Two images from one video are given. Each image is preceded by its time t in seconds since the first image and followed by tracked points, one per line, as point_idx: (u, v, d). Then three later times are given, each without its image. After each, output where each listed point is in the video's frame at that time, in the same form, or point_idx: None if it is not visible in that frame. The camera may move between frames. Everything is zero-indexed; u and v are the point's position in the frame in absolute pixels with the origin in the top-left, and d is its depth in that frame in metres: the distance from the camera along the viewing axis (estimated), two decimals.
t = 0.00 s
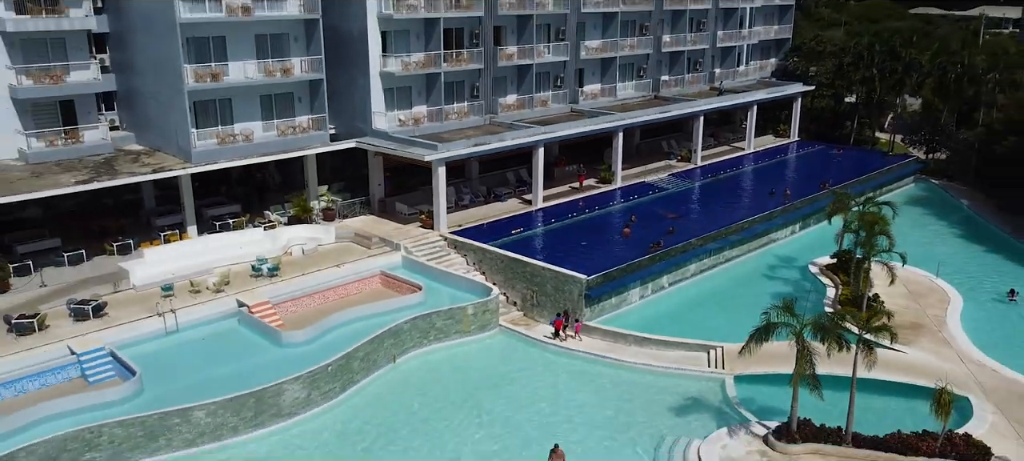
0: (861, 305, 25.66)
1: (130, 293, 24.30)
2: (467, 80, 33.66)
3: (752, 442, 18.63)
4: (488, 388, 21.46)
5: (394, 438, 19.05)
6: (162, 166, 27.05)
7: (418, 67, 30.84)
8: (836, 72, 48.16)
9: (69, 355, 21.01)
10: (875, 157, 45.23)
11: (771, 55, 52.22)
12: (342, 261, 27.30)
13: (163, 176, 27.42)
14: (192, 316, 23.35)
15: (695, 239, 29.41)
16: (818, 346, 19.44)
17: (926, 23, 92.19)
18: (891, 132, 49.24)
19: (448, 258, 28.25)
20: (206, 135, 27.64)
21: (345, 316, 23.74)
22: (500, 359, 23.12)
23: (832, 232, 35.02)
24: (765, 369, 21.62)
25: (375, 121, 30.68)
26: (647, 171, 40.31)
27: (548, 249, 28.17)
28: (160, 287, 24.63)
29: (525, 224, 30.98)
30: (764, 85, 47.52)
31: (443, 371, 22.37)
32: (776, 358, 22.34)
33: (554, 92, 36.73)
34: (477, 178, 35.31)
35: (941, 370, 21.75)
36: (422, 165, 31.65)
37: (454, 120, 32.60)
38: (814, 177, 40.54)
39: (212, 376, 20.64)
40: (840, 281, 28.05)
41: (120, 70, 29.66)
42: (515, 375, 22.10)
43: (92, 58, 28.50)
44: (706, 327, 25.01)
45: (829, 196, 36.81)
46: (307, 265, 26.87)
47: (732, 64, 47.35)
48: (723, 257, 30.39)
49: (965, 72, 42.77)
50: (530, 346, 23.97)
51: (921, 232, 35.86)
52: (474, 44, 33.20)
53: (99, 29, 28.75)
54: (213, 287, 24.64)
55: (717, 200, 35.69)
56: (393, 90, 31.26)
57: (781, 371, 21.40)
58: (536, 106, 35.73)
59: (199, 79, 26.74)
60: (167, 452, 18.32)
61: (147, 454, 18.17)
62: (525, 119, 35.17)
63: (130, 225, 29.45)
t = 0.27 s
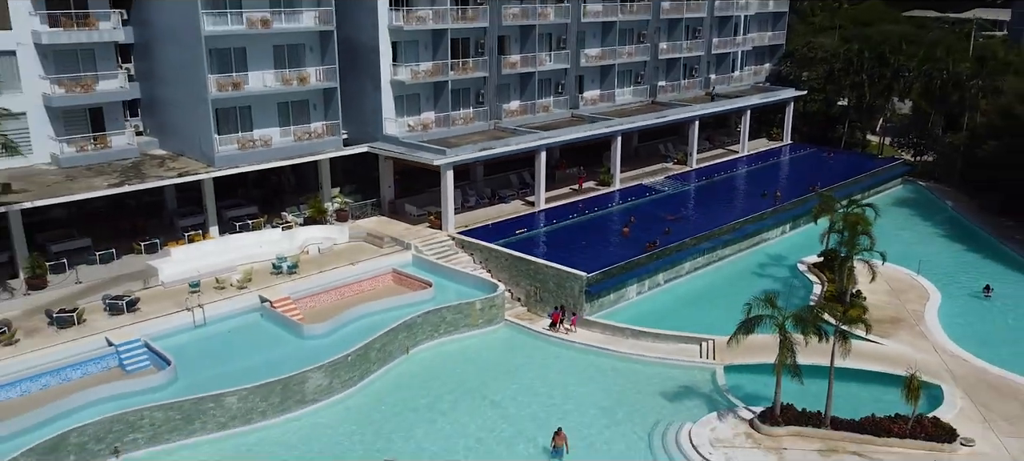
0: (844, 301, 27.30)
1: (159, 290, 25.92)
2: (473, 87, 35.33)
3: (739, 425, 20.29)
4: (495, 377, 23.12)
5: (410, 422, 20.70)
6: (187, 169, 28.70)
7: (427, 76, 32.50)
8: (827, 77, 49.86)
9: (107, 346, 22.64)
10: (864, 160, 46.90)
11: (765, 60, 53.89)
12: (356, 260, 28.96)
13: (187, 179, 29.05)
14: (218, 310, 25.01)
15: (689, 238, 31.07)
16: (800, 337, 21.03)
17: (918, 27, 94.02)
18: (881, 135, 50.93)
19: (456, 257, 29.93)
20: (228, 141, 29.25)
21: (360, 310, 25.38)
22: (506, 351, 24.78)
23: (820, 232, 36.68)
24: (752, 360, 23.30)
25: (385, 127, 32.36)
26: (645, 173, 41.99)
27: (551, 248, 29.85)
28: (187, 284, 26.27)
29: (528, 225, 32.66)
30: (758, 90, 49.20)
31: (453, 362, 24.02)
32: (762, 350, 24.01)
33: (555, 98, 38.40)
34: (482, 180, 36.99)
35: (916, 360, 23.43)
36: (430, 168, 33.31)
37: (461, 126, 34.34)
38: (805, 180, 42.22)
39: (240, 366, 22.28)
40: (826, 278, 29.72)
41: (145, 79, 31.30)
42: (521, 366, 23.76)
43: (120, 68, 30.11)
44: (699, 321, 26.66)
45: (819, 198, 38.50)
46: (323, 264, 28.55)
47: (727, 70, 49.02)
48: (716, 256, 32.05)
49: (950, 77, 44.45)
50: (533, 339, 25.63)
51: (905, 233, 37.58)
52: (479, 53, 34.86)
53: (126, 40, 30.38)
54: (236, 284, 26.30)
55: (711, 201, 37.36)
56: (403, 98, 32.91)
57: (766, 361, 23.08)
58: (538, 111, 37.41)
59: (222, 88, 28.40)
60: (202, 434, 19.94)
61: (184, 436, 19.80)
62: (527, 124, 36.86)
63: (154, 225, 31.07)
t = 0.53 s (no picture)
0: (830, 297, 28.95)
1: (185, 286, 27.53)
2: (478, 94, 36.99)
3: (728, 410, 21.96)
4: (502, 367, 24.79)
5: (424, 408, 22.34)
6: (209, 173, 30.33)
7: (435, 83, 34.16)
8: (820, 82, 51.56)
9: (140, 338, 24.27)
10: (854, 162, 48.57)
11: (759, 65, 55.54)
12: (369, 258, 30.62)
13: (209, 182, 30.68)
14: (242, 305, 26.66)
15: (684, 238, 32.71)
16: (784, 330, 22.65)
17: (911, 31, 95.85)
18: (871, 137, 52.62)
19: (463, 256, 31.58)
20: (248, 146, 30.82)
21: (375, 305, 27.02)
22: (511, 343, 26.43)
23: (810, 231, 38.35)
24: (741, 351, 24.95)
25: (396, 132, 34.03)
26: (643, 176, 43.66)
27: (553, 247, 31.51)
28: (211, 281, 27.89)
29: (531, 225, 34.31)
30: (752, 95, 50.86)
31: (462, 354, 25.67)
32: (751, 342, 25.66)
33: (557, 103, 40.07)
34: (487, 182, 38.64)
35: (894, 352, 25.10)
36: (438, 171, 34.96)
37: (467, 130, 36.05)
38: (796, 181, 43.90)
39: (265, 357, 23.90)
40: (813, 276, 31.37)
41: (167, 86, 32.93)
42: (526, 357, 25.40)
43: (145, 76, 31.70)
44: (693, 316, 28.31)
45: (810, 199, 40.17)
46: (338, 262, 30.20)
47: (722, 75, 50.69)
48: (709, 255, 33.71)
49: (937, 82, 46.13)
50: (537, 332, 27.28)
51: (892, 233, 39.25)
52: (484, 61, 36.50)
53: (150, 50, 32.01)
54: (257, 281, 27.96)
55: (706, 202, 39.02)
56: (412, 104, 34.57)
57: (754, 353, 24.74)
58: (540, 116, 39.07)
59: (242, 95, 30.06)
60: (232, 419, 21.56)
61: (215, 420, 21.43)
62: (530, 129, 38.52)
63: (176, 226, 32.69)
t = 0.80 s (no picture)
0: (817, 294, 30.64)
1: (209, 283, 29.21)
2: (483, 99, 38.67)
3: (719, 397, 23.65)
4: (508, 359, 26.47)
5: (436, 396, 24.03)
6: (229, 176, 31.99)
7: (442, 90, 35.85)
8: (812, 86, 53.25)
9: (170, 332, 25.94)
10: (846, 164, 50.26)
11: (754, 69, 57.24)
12: (381, 257, 32.30)
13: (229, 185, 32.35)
14: (263, 301, 28.34)
15: (679, 237, 34.39)
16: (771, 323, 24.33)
17: (905, 35, 97.77)
18: (863, 140, 54.32)
19: (470, 254, 33.26)
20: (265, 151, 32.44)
21: (387, 301, 28.69)
22: (516, 337, 28.12)
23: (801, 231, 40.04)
24: (731, 344, 26.64)
25: (405, 137, 35.72)
26: (641, 177, 45.35)
27: (555, 246, 33.19)
28: (233, 278, 29.57)
29: (534, 225, 36.00)
30: (747, 99, 52.55)
31: (470, 346, 27.35)
32: (741, 336, 27.35)
33: (558, 109, 41.77)
34: (491, 184, 40.33)
35: (875, 344, 26.79)
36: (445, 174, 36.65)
37: (472, 134, 37.77)
38: (788, 183, 45.60)
39: (286, 348, 25.55)
40: (802, 273, 33.07)
41: (188, 93, 34.60)
42: (530, 349, 27.08)
43: (167, 84, 33.38)
44: (687, 311, 29.97)
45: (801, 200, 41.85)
46: (352, 261, 31.89)
47: (718, 80, 52.38)
48: (704, 254, 35.39)
49: (924, 87, 47.84)
50: (540, 326, 28.97)
51: (880, 233, 40.95)
52: (489, 69, 38.17)
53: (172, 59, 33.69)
54: (277, 278, 29.65)
55: (701, 203, 40.71)
56: (420, 110, 36.25)
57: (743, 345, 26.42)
58: (543, 121, 40.76)
59: (260, 102, 31.74)
60: (258, 405, 23.23)
61: (244, 406, 23.09)
62: (533, 133, 40.23)
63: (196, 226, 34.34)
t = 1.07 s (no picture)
0: (805, 290, 32.37)
1: (230, 280, 30.91)
2: (487, 105, 40.36)
3: (712, 386, 25.35)
4: (514, 351, 28.17)
5: (447, 385, 25.73)
6: (248, 179, 33.67)
7: (449, 96, 37.55)
8: (805, 91, 54.97)
9: (196, 325, 27.60)
10: (838, 166, 51.97)
11: (749, 73, 58.95)
12: (391, 256, 34.01)
13: (247, 188, 34.01)
14: (283, 297, 30.06)
15: (675, 236, 36.09)
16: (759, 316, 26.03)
17: (899, 39, 99.70)
18: (855, 143, 56.04)
19: (476, 253, 34.95)
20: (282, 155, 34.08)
21: (399, 297, 30.37)
22: (521, 331, 29.81)
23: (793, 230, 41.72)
24: (723, 337, 28.36)
25: (414, 141, 37.42)
26: (639, 179, 47.03)
27: (557, 245, 34.89)
28: (253, 276, 31.25)
29: (537, 225, 37.71)
30: (742, 103, 54.23)
31: (478, 339, 29.04)
32: (732, 329, 29.08)
33: (560, 113, 43.47)
34: (495, 186, 42.04)
35: (859, 337, 28.49)
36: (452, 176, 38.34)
37: (477, 139, 39.48)
38: (781, 184, 47.30)
39: (305, 341, 27.22)
40: (791, 271, 34.76)
41: (207, 100, 36.30)
42: (534, 343, 28.76)
43: (188, 92, 35.08)
44: (682, 306, 31.67)
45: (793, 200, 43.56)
46: (364, 259, 33.59)
47: (714, 85, 54.06)
48: (699, 252, 37.10)
49: (913, 92, 49.56)
50: (544, 321, 30.68)
51: (869, 233, 42.66)
52: (494, 76, 39.85)
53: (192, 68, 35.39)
54: (294, 276, 31.35)
55: (697, 204, 42.41)
56: (428, 115, 37.93)
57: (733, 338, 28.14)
58: (545, 125, 42.48)
59: (277, 109, 33.42)
60: (281, 393, 24.91)
61: (268, 394, 24.78)
62: (535, 136, 41.94)
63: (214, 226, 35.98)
